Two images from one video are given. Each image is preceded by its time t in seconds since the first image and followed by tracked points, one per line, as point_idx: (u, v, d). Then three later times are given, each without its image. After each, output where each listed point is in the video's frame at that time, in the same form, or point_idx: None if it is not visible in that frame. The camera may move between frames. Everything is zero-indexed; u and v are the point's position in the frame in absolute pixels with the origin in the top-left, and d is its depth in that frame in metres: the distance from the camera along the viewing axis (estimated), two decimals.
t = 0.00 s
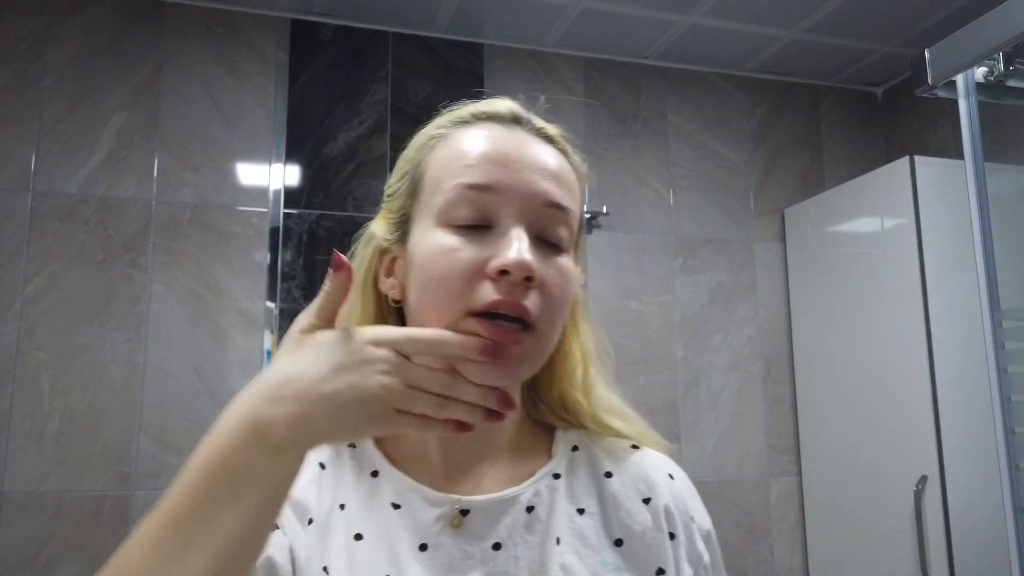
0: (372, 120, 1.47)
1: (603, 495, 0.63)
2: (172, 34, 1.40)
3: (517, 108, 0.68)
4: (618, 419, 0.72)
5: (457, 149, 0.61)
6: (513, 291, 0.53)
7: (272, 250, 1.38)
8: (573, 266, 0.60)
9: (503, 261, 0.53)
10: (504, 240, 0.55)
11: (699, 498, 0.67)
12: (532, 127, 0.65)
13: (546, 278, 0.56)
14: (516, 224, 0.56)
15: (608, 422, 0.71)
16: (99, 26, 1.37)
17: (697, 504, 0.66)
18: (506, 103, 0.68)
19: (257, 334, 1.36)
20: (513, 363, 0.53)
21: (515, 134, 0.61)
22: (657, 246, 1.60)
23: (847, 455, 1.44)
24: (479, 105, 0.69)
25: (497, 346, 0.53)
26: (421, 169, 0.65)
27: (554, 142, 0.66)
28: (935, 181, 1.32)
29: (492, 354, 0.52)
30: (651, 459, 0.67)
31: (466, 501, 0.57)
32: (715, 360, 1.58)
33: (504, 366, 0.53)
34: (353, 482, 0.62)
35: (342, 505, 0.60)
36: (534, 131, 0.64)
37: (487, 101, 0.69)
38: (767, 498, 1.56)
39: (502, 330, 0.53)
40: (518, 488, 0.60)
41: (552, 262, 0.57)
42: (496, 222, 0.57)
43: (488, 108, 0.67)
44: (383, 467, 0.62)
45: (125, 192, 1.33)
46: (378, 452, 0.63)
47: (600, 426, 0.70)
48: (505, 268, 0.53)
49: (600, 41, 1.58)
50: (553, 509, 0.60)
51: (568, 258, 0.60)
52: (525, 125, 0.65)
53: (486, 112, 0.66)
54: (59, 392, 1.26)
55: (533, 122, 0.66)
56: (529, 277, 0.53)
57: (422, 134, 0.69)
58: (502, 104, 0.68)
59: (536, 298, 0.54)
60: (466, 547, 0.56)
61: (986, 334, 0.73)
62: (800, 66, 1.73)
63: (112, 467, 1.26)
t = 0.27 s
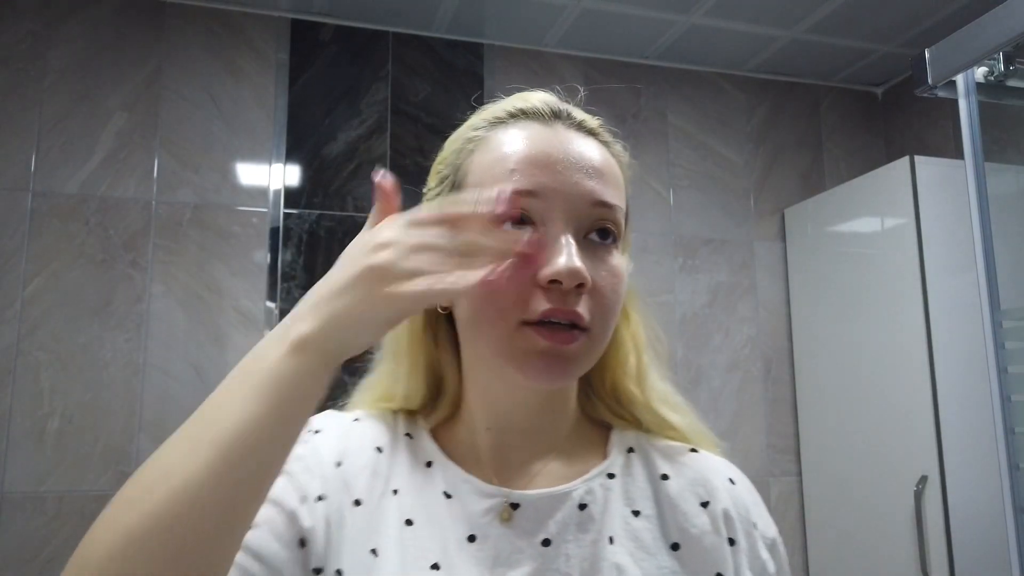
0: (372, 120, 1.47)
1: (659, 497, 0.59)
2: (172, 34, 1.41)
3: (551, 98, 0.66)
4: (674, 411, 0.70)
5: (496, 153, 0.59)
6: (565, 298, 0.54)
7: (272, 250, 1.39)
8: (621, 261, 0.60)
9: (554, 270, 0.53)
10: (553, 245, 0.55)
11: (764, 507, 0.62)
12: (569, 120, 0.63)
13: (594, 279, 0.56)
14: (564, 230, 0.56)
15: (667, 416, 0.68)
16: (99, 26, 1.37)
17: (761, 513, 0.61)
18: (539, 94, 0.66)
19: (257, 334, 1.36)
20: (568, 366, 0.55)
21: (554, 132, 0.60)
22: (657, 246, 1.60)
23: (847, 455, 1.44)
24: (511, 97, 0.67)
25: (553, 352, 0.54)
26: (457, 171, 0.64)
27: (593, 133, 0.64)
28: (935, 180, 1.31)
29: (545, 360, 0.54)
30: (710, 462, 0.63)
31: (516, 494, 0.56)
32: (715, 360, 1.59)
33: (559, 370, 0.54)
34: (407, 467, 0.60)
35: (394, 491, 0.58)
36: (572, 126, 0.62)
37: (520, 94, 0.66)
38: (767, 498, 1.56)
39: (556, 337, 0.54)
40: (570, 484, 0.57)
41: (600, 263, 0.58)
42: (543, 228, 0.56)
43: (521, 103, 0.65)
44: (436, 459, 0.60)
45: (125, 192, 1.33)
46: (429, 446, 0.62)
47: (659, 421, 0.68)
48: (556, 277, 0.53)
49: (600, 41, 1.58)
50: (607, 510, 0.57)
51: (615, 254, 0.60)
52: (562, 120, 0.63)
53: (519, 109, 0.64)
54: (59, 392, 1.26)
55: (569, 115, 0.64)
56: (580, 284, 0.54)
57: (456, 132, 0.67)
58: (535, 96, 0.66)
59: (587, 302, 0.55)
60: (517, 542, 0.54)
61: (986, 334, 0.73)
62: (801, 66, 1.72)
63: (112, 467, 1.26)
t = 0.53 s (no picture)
0: (372, 120, 1.47)
1: (722, 505, 0.57)
2: (172, 34, 1.40)
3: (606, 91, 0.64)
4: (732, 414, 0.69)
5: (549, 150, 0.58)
6: (624, 298, 0.53)
7: (272, 250, 1.38)
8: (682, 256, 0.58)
9: (612, 268, 0.53)
10: (612, 242, 0.54)
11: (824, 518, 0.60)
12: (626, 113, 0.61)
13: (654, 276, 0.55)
14: (621, 228, 0.55)
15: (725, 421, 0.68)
16: (99, 26, 1.37)
17: (822, 523, 0.59)
18: (595, 88, 0.64)
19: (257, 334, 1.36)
20: (627, 365, 0.53)
21: (611, 125, 0.58)
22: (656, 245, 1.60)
23: (847, 455, 1.44)
24: (565, 91, 0.64)
25: (613, 350, 0.53)
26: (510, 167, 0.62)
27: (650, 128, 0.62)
28: (935, 181, 1.31)
29: (604, 359, 0.52)
30: (773, 472, 0.61)
31: (582, 495, 0.53)
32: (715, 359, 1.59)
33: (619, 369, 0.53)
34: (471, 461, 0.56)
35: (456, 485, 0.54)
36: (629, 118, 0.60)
37: (575, 88, 0.64)
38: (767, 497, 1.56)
39: (616, 335, 0.52)
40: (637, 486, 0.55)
41: (660, 257, 0.56)
42: (599, 226, 0.55)
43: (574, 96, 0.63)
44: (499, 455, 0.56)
45: (125, 192, 1.33)
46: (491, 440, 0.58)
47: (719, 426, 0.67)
48: (615, 276, 0.52)
49: (600, 41, 1.58)
50: (672, 515, 0.55)
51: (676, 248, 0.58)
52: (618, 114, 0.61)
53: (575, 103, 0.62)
54: (59, 392, 1.26)
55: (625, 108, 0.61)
56: (639, 283, 0.53)
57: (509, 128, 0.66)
58: (591, 89, 0.63)
59: (648, 300, 0.54)
60: (586, 543, 0.52)
61: (986, 334, 0.73)
62: (800, 66, 1.73)
63: (112, 467, 1.26)
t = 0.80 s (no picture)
0: (372, 120, 1.47)
1: (774, 518, 0.58)
2: (173, 34, 1.40)
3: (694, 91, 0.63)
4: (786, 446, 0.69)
5: (626, 138, 0.57)
6: (681, 285, 0.51)
7: (272, 250, 1.38)
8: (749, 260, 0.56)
9: (671, 252, 0.51)
10: (675, 228, 0.52)
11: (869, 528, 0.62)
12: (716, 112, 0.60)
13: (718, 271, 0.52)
14: (687, 217, 0.53)
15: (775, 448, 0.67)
16: (99, 26, 1.37)
17: (867, 533, 0.61)
18: (689, 88, 0.62)
19: (257, 334, 1.36)
20: (680, 359, 0.51)
21: (693, 120, 0.57)
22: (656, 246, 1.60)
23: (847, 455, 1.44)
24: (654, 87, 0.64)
25: (665, 339, 0.50)
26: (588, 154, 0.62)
27: (738, 132, 0.61)
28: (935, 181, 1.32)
29: (657, 345, 0.50)
30: (822, 484, 0.62)
31: (635, 515, 0.52)
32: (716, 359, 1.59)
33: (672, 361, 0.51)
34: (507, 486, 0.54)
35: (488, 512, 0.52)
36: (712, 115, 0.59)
37: (667, 86, 0.63)
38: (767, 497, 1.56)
39: (673, 323, 0.50)
40: (688, 504, 0.55)
41: (725, 255, 0.54)
42: (666, 212, 0.54)
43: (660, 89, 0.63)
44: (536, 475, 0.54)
45: (125, 192, 1.33)
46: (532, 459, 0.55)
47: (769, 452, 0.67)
48: (673, 260, 0.50)
49: (600, 41, 1.59)
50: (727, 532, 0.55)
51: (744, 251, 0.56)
52: (706, 112, 0.59)
53: (664, 97, 0.60)
54: (59, 392, 1.26)
55: (716, 111, 0.60)
56: (699, 272, 0.51)
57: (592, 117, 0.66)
58: (684, 88, 0.62)
59: (706, 293, 0.51)
60: (643, 566, 0.51)
61: (986, 335, 0.72)
62: (800, 66, 1.73)
63: (112, 467, 1.26)
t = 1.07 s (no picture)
0: (372, 120, 1.47)
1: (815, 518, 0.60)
2: (173, 34, 1.40)
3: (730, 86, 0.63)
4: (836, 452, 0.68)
5: (647, 129, 0.58)
6: (685, 267, 0.50)
7: (272, 250, 1.38)
8: (769, 249, 0.54)
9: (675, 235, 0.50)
10: (682, 211, 0.52)
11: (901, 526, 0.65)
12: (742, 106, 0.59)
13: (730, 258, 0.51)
14: (697, 199, 0.53)
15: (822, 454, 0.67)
16: (99, 26, 1.37)
17: (899, 531, 0.63)
18: (716, 79, 0.63)
19: (257, 334, 1.36)
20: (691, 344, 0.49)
21: (717, 111, 0.57)
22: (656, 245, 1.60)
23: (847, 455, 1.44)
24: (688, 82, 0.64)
25: (671, 322, 0.49)
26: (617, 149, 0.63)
27: (765, 119, 0.60)
28: (935, 181, 1.32)
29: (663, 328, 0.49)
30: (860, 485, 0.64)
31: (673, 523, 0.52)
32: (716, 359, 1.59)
33: (682, 351, 0.49)
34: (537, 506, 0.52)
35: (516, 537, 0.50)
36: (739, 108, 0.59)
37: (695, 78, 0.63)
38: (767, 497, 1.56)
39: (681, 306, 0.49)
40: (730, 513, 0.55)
41: (740, 238, 0.52)
42: (677, 197, 0.54)
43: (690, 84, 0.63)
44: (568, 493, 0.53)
45: (125, 192, 1.33)
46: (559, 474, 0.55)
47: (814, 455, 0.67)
48: (677, 243, 0.50)
49: (601, 41, 1.59)
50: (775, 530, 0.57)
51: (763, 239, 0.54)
52: (730, 101, 0.59)
53: (687, 90, 0.61)
54: (59, 392, 1.26)
55: (741, 99, 0.60)
56: (705, 254, 0.50)
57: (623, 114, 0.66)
58: (711, 80, 0.62)
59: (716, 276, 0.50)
60: None
61: (986, 335, 0.72)
62: (800, 66, 1.73)
63: (112, 467, 1.26)
